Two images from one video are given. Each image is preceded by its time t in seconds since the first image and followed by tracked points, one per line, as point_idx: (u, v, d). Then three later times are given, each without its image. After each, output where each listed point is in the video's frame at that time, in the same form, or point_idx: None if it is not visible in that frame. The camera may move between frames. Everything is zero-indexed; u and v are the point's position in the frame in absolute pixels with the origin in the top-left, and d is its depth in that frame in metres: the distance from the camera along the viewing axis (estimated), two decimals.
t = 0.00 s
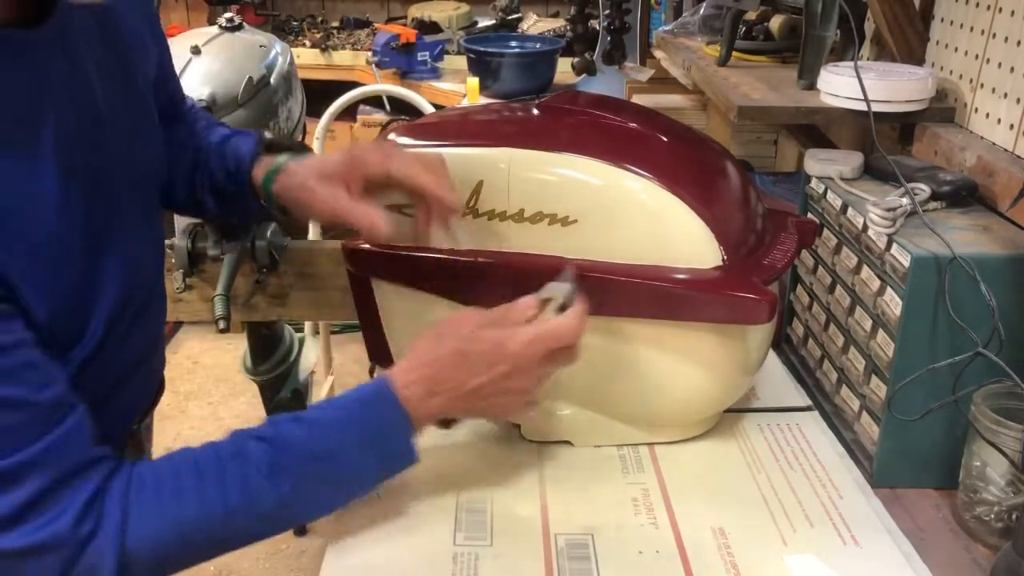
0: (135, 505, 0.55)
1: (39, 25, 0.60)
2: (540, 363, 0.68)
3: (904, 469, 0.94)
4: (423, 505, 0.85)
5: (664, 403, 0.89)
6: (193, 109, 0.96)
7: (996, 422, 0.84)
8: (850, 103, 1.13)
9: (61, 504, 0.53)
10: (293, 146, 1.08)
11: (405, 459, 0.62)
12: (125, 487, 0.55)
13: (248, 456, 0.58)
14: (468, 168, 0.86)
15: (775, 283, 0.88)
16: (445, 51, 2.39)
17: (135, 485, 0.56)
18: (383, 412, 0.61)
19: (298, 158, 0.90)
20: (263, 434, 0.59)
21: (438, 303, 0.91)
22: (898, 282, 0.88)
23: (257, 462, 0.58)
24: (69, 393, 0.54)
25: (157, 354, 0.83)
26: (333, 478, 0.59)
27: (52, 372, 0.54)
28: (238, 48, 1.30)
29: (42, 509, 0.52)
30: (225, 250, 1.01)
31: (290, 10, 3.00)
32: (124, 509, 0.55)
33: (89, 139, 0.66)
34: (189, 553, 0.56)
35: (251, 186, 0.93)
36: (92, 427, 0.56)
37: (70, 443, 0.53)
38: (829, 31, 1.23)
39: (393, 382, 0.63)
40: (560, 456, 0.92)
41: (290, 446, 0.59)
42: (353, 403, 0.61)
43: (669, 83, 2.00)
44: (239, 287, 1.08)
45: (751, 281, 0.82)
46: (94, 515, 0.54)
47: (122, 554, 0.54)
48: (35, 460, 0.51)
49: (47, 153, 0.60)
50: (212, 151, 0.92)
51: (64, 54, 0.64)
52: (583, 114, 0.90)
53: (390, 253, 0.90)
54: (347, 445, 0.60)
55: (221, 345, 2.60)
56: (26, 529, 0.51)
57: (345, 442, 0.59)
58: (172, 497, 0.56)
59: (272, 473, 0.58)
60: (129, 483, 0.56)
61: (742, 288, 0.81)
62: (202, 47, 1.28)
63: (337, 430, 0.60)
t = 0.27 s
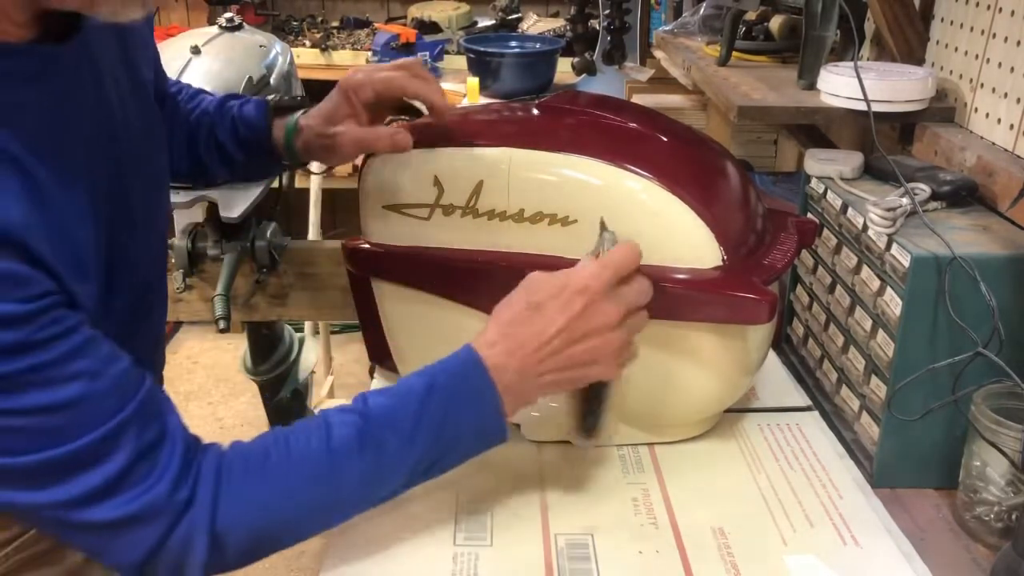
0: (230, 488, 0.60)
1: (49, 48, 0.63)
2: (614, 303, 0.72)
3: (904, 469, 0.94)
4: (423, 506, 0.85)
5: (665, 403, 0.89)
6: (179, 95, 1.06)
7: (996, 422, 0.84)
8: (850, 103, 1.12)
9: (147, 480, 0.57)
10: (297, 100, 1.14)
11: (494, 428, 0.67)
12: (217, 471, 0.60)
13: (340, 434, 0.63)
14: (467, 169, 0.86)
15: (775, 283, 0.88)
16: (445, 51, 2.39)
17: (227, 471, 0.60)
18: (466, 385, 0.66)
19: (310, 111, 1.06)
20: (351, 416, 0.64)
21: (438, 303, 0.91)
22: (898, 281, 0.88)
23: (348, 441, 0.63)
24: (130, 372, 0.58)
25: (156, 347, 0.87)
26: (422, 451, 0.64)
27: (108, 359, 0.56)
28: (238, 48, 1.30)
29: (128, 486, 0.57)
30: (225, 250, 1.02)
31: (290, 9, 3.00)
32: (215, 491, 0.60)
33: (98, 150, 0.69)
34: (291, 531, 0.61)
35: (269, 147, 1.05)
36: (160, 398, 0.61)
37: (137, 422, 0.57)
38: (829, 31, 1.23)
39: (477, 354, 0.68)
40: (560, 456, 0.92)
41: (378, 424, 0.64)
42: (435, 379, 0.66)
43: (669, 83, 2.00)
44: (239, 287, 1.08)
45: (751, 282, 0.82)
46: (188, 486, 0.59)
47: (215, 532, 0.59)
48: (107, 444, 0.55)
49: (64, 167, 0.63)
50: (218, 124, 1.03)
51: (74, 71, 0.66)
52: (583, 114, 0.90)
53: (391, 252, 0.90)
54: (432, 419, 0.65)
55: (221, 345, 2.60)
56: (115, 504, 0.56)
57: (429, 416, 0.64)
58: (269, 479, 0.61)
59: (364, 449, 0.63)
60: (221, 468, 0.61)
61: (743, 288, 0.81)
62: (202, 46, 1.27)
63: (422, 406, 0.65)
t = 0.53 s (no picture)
0: (274, 494, 0.65)
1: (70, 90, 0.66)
2: (628, 278, 0.76)
3: (904, 469, 0.94)
4: (423, 506, 0.85)
5: (665, 403, 0.89)
6: (176, 93, 1.06)
7: (996, 422, 0.83)
8: (850, 103, 1.12)
9: (187, 491, 0.62)
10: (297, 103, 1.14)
11: (522, 418, 0.71)
12: (259, 479, 0.65)
13: (373, 435, 0.68)
14: (467, 169, 0.86)
15: (775, 283, 0.88)
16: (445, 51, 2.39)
17: (268, 480, 0.65)
18: (491, 379, 0.71)
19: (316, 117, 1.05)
20: (383, 419, 0.69)
21: (438, 303, 0.91)
22: (898, 281, 0.88)
23: (382, 442, 0.67)
24: (157, 388, 0.62)
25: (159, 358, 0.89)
26: (455, 447, 0.69)
27: (136, 376, 0.60)
28: (238, 48, 1.30)
29: (168, 498, 0.61)
30: (225, 250, 1.02)
31: (289, 9, 3.00)
32: (260, 497, 0.64)
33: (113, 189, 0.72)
34: (338, 531, 0.65)
35: (274, 151, 1.05)
36: (194, 413, 0.65)
37: (173, 435, 0.61)
38: (830, 31, 1.23)
39: (500, 350, 0.73)
40: (560, 456, 0.92)
41: (410, 424, 0.69)
42: (459, 377, 0.71)
43: (669, 82, 2.00)
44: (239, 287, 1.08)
45: (751, 282, 0.82)
46: (232, 492, 0.64)
47: (261, 533, 0.63)
48: (145, 458, 0.59)
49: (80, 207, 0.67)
50: (217, 126, 1.03)
51: (91, 113, 0.70)
52: (583, 114, 0.90)
53: (390, 252, 0.90)
54: (461, 416, 0.69)
55: (221, 345, 2.60)
56: (158, 516, 0.60)
57: (458, 412, 0.69)
58: (312, 480, 0.65)
59: (398, 448, 0.67)
60: (263, 475, 0.65)
61: (743, 288, 0.81)
62: (202, 47, 1.27)
63: (450, 404, 0.69)
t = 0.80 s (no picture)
0: (303, 501, 0.65)
1: (87, 120, 0.66)
2: (635, 260, 0.77)
3: (904, 469, 0.94)
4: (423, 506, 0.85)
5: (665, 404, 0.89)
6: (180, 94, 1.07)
7: (997, 422, 0.83)
8: (850, 103, 1.12)
9: (215, 502, 0.62)
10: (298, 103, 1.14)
11: (542, 411, 0.72)
12: (286, 486, 0.65)
13: (394, 438, 0.68)
14: (466, 169, 0.86)
15: (774, 284, 0.88)
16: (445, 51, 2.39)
17: (295, 487, 0.65)
18: (508, 375, 0.71)
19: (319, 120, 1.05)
20: (403, 420, 0.69)
21: (437, 303, 0.91)
22: (898, 281, 0.88)
23: (405, 442, 0.68)
24: (178, 401, 0.62)
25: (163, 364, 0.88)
26: (478, 444, 0.70)
27: (157, 390, 0.61)
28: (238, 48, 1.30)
29: (196, 510, 0.61)
30: (225, 250, 1.02)
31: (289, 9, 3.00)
32: (289, 505, 0.64)
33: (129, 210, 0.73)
34: (370, 533, 0.66)
35: (275, 154, 1.05)
36: (216, 424, 0.65)
37: (197, 447, 0.61)
38: (830, 31, 1.23)
39: (514, 345, 0.73)
40: (560, 456, 0.92)
41: (432, 423, 0.69)
42: (476, 375, 0.71)
43: (669, 82, 2.00)
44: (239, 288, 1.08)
45: (751, 282, 0.82)
46: (260, 500, 0.64)
47: (291, 540, 0.64)
48: (174, 468, 0.60)
49: (98, 232, 0.67)
50: (218, 129, 1.03)
51: (109, 137, 0.70)
52: (583, 114, 0.90)
53: (389, 252, 0.90)
54: (482, 414, 0.70)
55: (221, 345, 2.60)
56: (186, 527, 0.61)
57: (478, 408, 0.70)
58: (340, 484, 0.66)
59: (421, 448, 0.68)
60: (289, 483, 0.65)
61: (743, 288, 0.81)
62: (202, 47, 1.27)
63: (470, 401, 0.70)
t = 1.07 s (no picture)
0: (314, 496, 0.65)
1: (100, 123, 0.66)
2: (636, 247, 0.77)
3: (904, 469, 0.94)
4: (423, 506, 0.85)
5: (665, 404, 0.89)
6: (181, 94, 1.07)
7: (997, 422, 0.83)
8: (851, 103, 1.12)
9: (227, 498, 0.62)
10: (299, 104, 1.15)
11: (551, 405, 0.71)
12: (298, 481, 0.65)
13: (404, 433, 0.68)
14: (466, 169, 0.86)
15: (775, 284, 0.88)
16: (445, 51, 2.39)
17: (306, 484, 0.65)
18: (518, 371, 0.71)
19: (320, 121, 1.05)
20: (412, 415, 0.69)
21: (438, 303, 0.91)
22: (898, 282, 0.88)
23: (414, 438, 0.68)
24: (190, 397, 0.62)
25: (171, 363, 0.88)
26: (488, 440, 0.69)
27: (169, 386, 0.61)
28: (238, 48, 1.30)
29: (208, 506, 0.61)
30: (225, 250, 1.01)
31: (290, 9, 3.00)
32: (301, 500, 0.64)
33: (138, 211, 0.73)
34: (380, 528, 0.66)
35: (275, 154, 1.05)
36: (228, 420, 0.65)
37: (209, 443, 0.61)
38: (830, 31, 1.23)
39: (522, 341, 0.73)
40: (560, 456, 0.92)
41: (441, 418, 0.69)
42: (485, 371, 0.71)
43: (669, 83, 2.00)
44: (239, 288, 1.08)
45: (751, 282, 0.82)
46: (270, 495, 0.64)
47: (302, 535, 0.64)
48: (187, 464, 0.60)
49: (107, 234, 0.68)
50: (218, 130, 1.03)
51: (120, 139, 0.70)
52: (583, 114, 0.90)
53: (389, 252, 0.90)
54: (492, 409, 0.69)
55: (220, 345, 2.61)
56: (199, 524, 0.60)
57: (487, 405, 0.69)
58: (350, 480, 0.66)
59: (430, 444, 0.68)
60: (300, 477, 0.65)
61: (743, 288, 0.81)
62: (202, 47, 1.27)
63: (479, 397, 0.69)
